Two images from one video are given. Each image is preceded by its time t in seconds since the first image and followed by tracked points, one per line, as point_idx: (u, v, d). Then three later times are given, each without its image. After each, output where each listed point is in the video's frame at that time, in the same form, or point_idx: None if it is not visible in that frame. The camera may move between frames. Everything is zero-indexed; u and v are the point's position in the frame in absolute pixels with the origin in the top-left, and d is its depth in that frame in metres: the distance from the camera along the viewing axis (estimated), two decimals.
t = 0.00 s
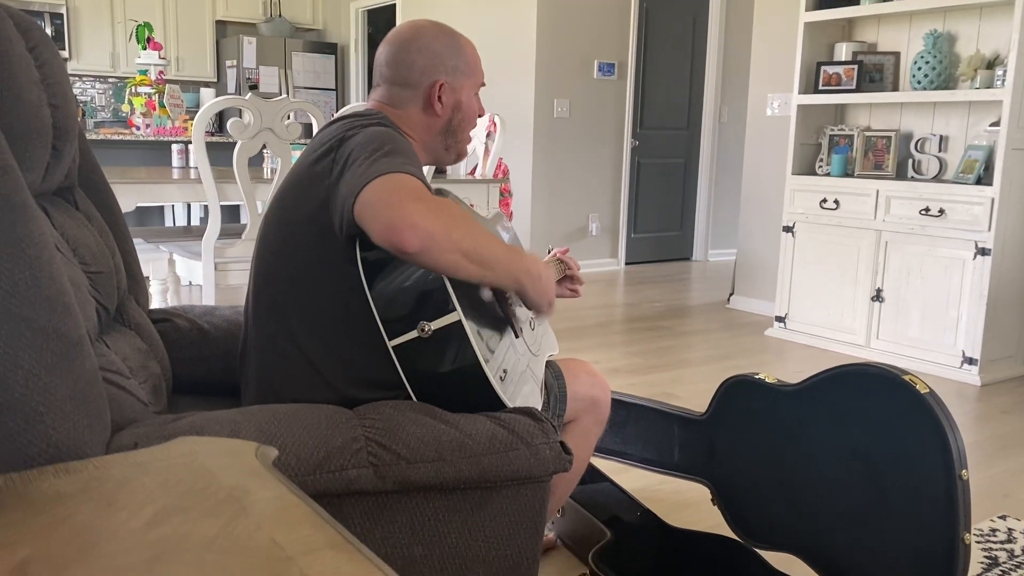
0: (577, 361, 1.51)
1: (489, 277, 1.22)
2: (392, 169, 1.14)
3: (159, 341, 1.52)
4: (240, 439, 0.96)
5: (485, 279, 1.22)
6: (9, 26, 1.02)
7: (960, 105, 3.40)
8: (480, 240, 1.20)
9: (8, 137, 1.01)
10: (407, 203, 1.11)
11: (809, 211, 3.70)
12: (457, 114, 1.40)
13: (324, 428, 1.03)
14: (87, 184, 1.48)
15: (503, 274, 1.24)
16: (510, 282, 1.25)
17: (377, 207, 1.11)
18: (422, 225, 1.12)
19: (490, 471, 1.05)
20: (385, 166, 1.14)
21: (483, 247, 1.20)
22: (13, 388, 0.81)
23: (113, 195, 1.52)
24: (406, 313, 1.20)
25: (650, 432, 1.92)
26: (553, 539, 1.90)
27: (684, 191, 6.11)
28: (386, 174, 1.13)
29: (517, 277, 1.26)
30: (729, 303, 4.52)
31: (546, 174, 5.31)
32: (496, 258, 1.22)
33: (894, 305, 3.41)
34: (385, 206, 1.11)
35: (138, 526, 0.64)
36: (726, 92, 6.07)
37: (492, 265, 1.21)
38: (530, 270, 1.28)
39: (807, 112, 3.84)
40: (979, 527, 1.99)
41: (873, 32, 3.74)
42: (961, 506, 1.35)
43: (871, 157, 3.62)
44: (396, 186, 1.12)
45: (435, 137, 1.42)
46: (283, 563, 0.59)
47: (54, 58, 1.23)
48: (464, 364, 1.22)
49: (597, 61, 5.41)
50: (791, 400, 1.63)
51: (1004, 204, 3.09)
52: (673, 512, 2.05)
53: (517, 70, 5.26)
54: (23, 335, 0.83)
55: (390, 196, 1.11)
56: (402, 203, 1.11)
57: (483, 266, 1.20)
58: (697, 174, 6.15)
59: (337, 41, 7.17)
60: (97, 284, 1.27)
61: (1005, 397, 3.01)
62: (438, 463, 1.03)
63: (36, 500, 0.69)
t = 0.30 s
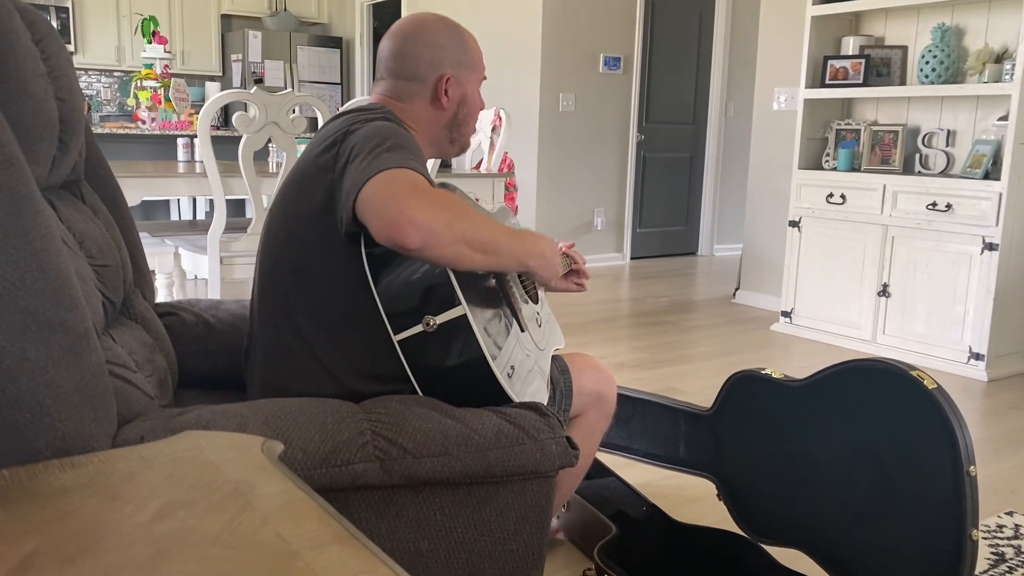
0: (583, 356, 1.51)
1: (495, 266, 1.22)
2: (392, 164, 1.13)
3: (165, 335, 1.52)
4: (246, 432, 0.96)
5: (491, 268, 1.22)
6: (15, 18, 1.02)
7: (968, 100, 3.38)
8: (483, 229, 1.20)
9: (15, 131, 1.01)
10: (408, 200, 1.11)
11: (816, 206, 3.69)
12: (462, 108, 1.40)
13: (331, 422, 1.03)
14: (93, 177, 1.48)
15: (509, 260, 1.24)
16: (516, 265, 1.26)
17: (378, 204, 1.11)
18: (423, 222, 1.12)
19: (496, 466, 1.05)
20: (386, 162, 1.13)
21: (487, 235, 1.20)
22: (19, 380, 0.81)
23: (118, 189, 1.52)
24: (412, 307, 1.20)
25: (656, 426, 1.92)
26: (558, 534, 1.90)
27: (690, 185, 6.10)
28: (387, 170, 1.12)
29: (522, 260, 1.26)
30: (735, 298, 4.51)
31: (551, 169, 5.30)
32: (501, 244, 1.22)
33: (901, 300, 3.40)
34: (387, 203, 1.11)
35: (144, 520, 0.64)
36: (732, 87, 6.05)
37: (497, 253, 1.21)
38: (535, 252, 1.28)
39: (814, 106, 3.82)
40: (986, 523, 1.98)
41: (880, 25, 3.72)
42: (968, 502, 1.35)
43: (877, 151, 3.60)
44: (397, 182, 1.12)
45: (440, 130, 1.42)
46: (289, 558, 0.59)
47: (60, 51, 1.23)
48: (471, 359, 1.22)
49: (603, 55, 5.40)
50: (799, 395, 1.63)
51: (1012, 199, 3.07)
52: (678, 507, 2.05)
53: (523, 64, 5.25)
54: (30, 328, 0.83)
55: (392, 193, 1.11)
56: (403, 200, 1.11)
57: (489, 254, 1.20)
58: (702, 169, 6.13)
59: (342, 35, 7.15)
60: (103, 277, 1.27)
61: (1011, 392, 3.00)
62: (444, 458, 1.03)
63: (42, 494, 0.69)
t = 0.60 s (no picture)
0: (586, 354, 1.51)
1: (494, 272, 1.21)
2: (402, 157, 1.13)
3: (169, 332, 1.52)
4: (249, 429, 0.96)
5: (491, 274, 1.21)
6: (18, 16, 1.02)
7: (973, 98, 3.37)
8: (488, 233, 1.19)
9: (20, 129, 1.01)
10: (418, 190, 1.11)
11: (820, 205, 3.69)
12: (463, 102, 1.40)
13: (334, 419, 1.03)
14: (97, 174, 1.48)
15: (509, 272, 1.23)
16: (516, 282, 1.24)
17: (387, 193, 1.11)
18: (432, 212, 1.12)
19: (499, 464, 1.05)
20: (395, 155, 1.13)
21: (490, 240, 1.19)
22: (23, 377, 0.82)
23: (122, 187, 1.52)
24: (414, 305, 1.21)
25: (659, 424, 1.92)
26: (562, 532, 1.90)
27: (693, 184, 6.10)
28: (395, 162, 1.12)
29: (523, 277, 1.25)
30: (739, 296, 4.51)
31: (554, 167, 5.30)
32: (503, 253, 1.21)
33: (905, 299, 3.40)
34: (396, 193, 1.11)
35: (148, 516, 0.64)
36: (736, 85, 6.04)
37: (498, 260, 1.21)
38: (537, 273, 1.27)
39: (818, 104, 3.81)
40: (990, 522, 1.98)
41: (885, 24, 3.71)
42: (972, 501, 1.35)
43: (882, 149, 3.60)
44: (405, 174, 1.12)
45: (442, 126, 1.41)
46: (293, 554, 0.59)
47: (64, 50, 1.23)
48: (473, 356, 1.22)
49: (607, 53, 5.39)
50: (803, 393, 1.63)
51: (1017, 197, 3.06)
52: (681, 505, 2.05)
53: (527, 62, 5.25)
54: (33, 325, 0.83)
55: (400, 184, 1.11)
56: (413, 190, 1.11)
57: (491, 259, 1.20)
58: (706, 167, 6.13)
59: (346, 32, 7.16)
60: (107, 275, 1.27)
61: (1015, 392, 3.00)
62: (447, 455, 1.03)
63: (46, 491, 0.69)
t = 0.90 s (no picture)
0: (591, 356, 1.51)
1: (502, 278, 1.21)
2: (409, 161, 1.13)
3: (174, 333, 1.52)
4: (255, 430, 0.96)
5: (498, 279, 1.21)
6: (27, 17, 1.03)
7: (977, 101, 3.37)
8: (495, 239, 1.19)
9: (28, 130, 1.01)
10: (425, 193, 1.11)
11: (823, 207, 3.68)
12: (472, 106, 1.40)
13: (339, 420, 1.03)
14: (103, 175, 1.49)
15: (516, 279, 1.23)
16: (524, 287, 1.24)
17: (395, 196, 1.11)
18: (439, 216, 1.13)
19: (504, 465, 1.05)
20: (403, 158, 1.14)
21: (497, 246, 1.19)
22: (31, 377, 0.82)
23: (128, 187, 1.52)
24: (420, 307, 1.21)
25: (663, 426, 1.92)
26: (565, 533, 1.90)
27: (697, 185, 6.10)
28: (403, 165, 1.13)
29: (530, 283, 1.25)
30: (742, 298, 4.51)
31: (558, 168, 5.30)
32: (509, 259, 1.21)
33: (908, 302, 3.39)
34: (403, 195, 1.11)
35: (155, 516, 0.65)
36: (739, 87, 6.04)
37: (505, 266, 1.21)
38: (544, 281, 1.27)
39: (822, 106, 3.81)
40: (993, 525, 1.98)
41: (889, 26, 3.71)
42: (976, 506, 1.34)
43: (886, 152, 3.60)
44: (413, 178, 1.12)
45: (449, 129, 1.42)
46: (300, 556, 0.59)
47: (73, 50, 1.24)
48: (480, 357, 1.22)
49: (610, 54, 5.40)
50: (807, 395, 1.63)
51: (1021, 200, 3.06)
52: (685, 507, 2.05)
53: (530, 63, 5.25)
54: (41, 325, 0.83)
55: (408, 186, 1.11)
56: (420, 194, 1.11)
57: (498, 264, 1.20)
58: (709, 169, 6.13)
59: (349, 33, 7.17)
60: (113, 275, 1.28)
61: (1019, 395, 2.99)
62: (452, 457, 1.03)
63: (52, 491, 0.69)
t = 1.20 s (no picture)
0: (592, 357, 1.51)
1: (502, 261, 1.22)
2: (403, 164, 1.13)
3: (175, 333, 1.52)
4: (254, 429, 0.96)
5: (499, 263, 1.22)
6: (28, 16, 1.03)
7: (978, 102, 3.37)
8: (491, 226, 1.19)
9: (30, 130, 1.02)
10: (419, 197, 1.11)
11: (824, 208, 3.69)
12: (475, 108, 1.40)
13: (339, 420, 1.03)
14: (104, 174, 1.49)
15: (516, 255, 1.24)
16: (524, 259, 1.25)
17: (389, 200, 1.11)
18: (433, 220, 1.12)
19: (503, 465, 1.05)
20: (396, 162, 1.13)
21: (494, 232, 1.19)
22: (31, 375, 0.82)
23: (129, 187, 1.53)
24: (421, 306, 1.21)
25: (663, 426, 1.92)
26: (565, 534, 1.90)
27: (698, 186, 6.10)
28: (397, 169, 1.13)
29: (528, 254, 1.26)
30: (743, 299, 4.51)
31: (559, 169, 5.31)
32: (508, 241, 1.21)
33: (909, 303, 3.39)
34: (396, 200, 1.11)
35: (154, 515, 0.65)
36: (741, 88, 6.04)
37: (504, 249, 1.21)
38: (541, 246, 1.28)
39: (823, 107, 3.81)
40: (993, 526, 1.98)
41: (890, 28, 3.71)
42: (975, 507, 1.35)
43: (887, 153, 3.60)
44: (407, 181, 1.12)
45: (452, 131, 1.42)
46: (298, 554, 0.60)
47: (74, 51, 1.24)
48: (480, 356, 1.22)
49: (611, 56, 5.40)
50: (806, 397, 1.63)
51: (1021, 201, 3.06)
52: (685, 508, 2.05)
53: (531, 64, 5.26)
54: (42, 324, 0.84)
55: (402, 191, 1.11)
56: (414, 197, 1.11)
57: (496, 249, 1.20)
58: (710, 170, 6.12)
59: (351, 34, 7.18)
60: (114, 274, 1.28)
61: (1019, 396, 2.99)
62: (452, 457, 1.03)
63: (50, 490, 0.69)
